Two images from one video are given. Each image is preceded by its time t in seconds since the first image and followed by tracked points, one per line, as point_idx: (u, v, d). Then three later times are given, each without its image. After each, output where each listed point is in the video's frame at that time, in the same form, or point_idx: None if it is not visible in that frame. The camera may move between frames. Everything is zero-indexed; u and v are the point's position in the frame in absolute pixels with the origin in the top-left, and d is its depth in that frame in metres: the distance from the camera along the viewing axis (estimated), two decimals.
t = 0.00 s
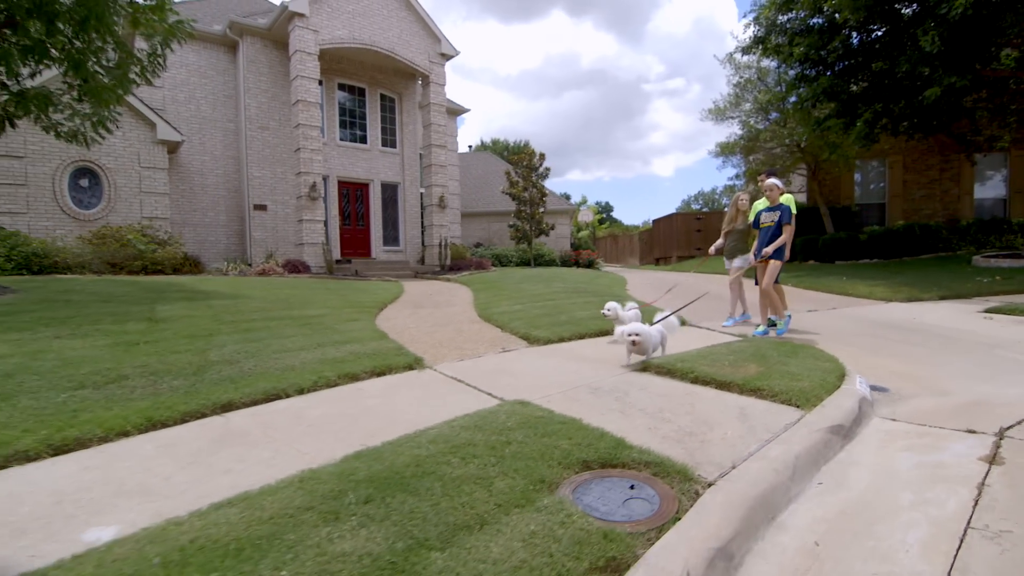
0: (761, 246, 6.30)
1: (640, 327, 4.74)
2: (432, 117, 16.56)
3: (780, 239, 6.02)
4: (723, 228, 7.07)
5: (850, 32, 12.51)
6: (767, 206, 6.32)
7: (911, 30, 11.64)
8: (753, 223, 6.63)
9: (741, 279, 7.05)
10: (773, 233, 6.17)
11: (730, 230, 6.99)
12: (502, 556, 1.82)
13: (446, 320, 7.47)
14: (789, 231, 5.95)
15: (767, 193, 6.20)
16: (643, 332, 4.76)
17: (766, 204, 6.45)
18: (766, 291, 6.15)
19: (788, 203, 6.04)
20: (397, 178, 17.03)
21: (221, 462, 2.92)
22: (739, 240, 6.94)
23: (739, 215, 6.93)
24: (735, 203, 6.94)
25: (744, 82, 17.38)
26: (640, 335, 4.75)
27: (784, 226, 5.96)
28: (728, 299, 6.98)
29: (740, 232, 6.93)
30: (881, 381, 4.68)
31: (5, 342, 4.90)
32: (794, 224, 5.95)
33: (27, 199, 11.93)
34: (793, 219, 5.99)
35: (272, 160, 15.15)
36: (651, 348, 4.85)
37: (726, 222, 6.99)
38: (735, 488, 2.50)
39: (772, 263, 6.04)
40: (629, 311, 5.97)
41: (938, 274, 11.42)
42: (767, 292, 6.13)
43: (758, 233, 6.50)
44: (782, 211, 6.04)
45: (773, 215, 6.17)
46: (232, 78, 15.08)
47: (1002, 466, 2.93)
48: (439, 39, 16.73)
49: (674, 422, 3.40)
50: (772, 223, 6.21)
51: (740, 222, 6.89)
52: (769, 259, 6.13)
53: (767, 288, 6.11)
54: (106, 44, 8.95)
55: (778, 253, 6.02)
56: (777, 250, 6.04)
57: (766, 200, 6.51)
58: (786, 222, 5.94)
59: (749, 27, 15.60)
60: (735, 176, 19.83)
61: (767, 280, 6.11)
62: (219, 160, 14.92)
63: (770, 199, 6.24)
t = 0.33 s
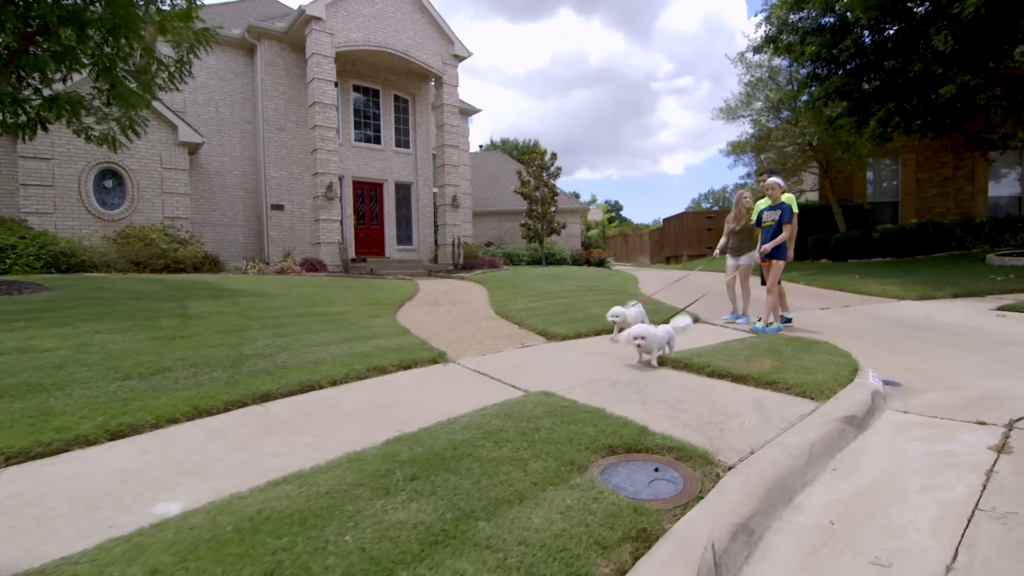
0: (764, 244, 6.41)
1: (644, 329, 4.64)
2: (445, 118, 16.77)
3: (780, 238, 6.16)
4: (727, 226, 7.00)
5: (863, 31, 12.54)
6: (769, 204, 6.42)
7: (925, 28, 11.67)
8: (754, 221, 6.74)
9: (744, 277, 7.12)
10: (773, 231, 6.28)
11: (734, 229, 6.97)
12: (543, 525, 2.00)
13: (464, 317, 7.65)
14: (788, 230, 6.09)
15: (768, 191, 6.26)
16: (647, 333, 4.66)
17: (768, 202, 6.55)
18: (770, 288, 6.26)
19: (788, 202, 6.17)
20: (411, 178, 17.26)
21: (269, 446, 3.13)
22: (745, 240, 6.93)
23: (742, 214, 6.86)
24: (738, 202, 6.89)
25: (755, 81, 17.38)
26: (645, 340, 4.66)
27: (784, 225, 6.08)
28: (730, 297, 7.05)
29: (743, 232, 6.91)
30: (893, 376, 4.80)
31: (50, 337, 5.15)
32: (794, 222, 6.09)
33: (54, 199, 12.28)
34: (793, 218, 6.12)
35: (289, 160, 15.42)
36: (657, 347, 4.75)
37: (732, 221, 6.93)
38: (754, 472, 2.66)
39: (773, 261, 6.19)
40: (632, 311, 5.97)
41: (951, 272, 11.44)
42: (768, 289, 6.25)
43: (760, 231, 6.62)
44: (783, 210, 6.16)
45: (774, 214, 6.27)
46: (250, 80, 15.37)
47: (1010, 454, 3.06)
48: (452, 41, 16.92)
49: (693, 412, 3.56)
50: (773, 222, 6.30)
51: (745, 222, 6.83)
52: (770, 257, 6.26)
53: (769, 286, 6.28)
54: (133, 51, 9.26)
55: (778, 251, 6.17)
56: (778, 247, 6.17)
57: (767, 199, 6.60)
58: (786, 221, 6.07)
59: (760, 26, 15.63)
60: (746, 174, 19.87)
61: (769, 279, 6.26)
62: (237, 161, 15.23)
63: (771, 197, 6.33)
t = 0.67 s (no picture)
0: (762, 242, 6.48)
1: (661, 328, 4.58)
2: (456, 119, 16.97)
3: (779, 236, 6.23)
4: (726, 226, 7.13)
5: (872, 31, 12.62)
6: (771, 202, 6.48)
7: (934, 29, 11.74)
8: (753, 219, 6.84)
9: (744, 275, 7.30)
10: (772, 229, 6.35)
11: (733, 229, 7.10)
12: (578, 497, 2.20)
13: (480, 314, 7.85)
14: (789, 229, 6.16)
15: (768, 190, 6.34)
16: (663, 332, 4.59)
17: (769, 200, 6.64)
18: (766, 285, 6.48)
19: (789, 201, 6.23)
20: (422, 178, 17.48)
21: (311, 432, 3.33)
22: (744, 239, 7.08)
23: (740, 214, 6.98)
24: (734, 202, 7.00)
25: (764, 81, 17.44)
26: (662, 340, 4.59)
27: (784, 225, 6.15)
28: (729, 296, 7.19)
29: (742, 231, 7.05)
30: (901, 370, 4.96)
31: (88, 332, 5.38)
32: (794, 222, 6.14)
33: (74, 200, 12.55)
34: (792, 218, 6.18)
35: (302, 162, 15.67)
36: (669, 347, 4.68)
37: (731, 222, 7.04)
38: (769, 454, 2.84)
39: (774, 260, 6.28)
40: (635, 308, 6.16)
41: (961, 270, 11.52)
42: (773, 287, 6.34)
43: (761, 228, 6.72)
44: (784, 209, 6.22)
45: (774, 212, 6.33)
46: (264, 82, 15.62)
47: (1013, 440, 3.22)
48: (463, 43, 17.11)
49: (709, 402, 3.73)
50: (773, 219, 6.36)
51: (743, 222, 6.96)
52: (769, 255, 6.37)
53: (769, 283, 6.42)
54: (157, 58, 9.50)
55: (777, 250, 6.26)
56: (777, 246, 6.26)
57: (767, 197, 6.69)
58: (786, 220, 6.14)
59: (769, 26, 15.70)
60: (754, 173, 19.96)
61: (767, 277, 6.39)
62: (251, 162, 15.49)
63: (771, 196, 6.40)
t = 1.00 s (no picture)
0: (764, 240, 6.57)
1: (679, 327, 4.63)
2: (469, 121, 17.20)
3: (780, 235, 6.36)
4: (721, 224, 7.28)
5: (882, 32, 12.70)
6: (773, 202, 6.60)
7: (945, 30, 11.83)
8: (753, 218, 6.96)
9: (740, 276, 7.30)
10: (774, 229, 6.45)
11: (726, 228, 7.25)
12: (609, 474, 2.41)
13: (498, 312, 8.07)
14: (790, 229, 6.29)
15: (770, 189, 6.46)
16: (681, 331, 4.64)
17: (771, 201, 6.76)
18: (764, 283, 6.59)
19: (791, 201, 6.36)
20: (434, 179, 17.74)
21: (351, 420, 3.57)
22: (740, 237, 7.17)
23: (734, 212, 7.18)
24: (730, 201, 7.17)
25: (774, 82, 17.51)
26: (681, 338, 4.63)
27: (787, 224, 6.28)
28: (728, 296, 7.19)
29: (739, 230, 7.16)
30: (911, 366, 5.12)
31: (129, 328, 5.64)
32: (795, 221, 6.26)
33: (100, 202, 12.90)
34: (793, 217, 6.30)
35: (319, 163, 15.98)
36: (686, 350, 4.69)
37: (724, 220, 7.21)
38: (784, 440, 3.04)
39: (779, 260, 6.43)
40: (634, 308, 6.27)
41: (972, 270, 11.59)
42: (779, 286, 6.50)
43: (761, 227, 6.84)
44: (786, 208, 6.33)
45: (776, 212, 6.44)
46: (280, 85, 15.93)
47: (1016, 430, 3.39)
48: (476, 45, 17.34)
49: (725, 394, 3.93)
50: (774, 219, 6.47)
51: (739, 219, 7.11)
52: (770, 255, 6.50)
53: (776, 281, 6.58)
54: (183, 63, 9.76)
55: (779, 249, 6.39)
56: (778, 245, 6.39)
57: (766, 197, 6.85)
58: (789, 220, 6.26)
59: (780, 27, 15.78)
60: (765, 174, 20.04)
61: (768, 276, 6.57)
62: (268, 164, 15.80)
63: (772, 195, 6.51)
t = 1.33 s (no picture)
0: (769, 243, 6.60)
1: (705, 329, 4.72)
2: (487, 123, 17.44)
3: (786, 237, 6.40)
4: (728, 225, 7.44)
5: (901, 32, 12.70)
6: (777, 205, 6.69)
7: (964, 31, 11.84)
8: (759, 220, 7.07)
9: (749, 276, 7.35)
10: (780, 230, 6.51)
11: (734, 230, 7.37)
12: (642, 457, 2.62)
13: (519, 311, 8.29)
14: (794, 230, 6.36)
15: (774, 192, 6.60)
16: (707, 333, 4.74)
17: (775, 203, 6.86)
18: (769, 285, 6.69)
19: (794, 204, 6.46)
20: (452, 181, 18.01)
21: (392, 410, 3.80)
22: (745, 238, 7.27)
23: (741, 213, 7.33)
24: (736, 203, 7.31)
25: (791, 82, 17.50)
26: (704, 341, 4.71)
27: (791, 226, 6.35)
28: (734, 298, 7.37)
29: (745, 231, 7.29)
30: (928, 364, 5.24)
31: (173, 324, 5.95)
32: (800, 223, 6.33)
33: (131, 203, 13.31)
34: (797, 219, 6.39)
35: (340, 166, 16.32)
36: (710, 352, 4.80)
37: (730, 221, 7.36)
38: (804, 430, 3.21)
39: (780, 262, 6.45)
40: (644, 307, 6.36)
41: (992, 270, 11.57)
42: (780, 288, 6.55)
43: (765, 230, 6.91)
44: (789, 210, 6.42)
45: (779, 214, 6.52)
46: (303, 90, 16.31)
47: None
48: (493, 49, 17.58)
49: (746, 388, 4.10)
50: (779, 221, 6.54)
51: (744, 220, 7.25)
52: (776, 257, 6.50)
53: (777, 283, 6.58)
54: (216, 70, 10.12)
55: (784, 251, 6.41)
56: (783, 247, 6.41)
57: (770, 200, 6.98)
58: (792, 221, 6.34)
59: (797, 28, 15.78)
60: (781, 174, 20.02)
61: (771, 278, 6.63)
62: (291, 167, 16.18)
63: (776, 198, 6.63)
